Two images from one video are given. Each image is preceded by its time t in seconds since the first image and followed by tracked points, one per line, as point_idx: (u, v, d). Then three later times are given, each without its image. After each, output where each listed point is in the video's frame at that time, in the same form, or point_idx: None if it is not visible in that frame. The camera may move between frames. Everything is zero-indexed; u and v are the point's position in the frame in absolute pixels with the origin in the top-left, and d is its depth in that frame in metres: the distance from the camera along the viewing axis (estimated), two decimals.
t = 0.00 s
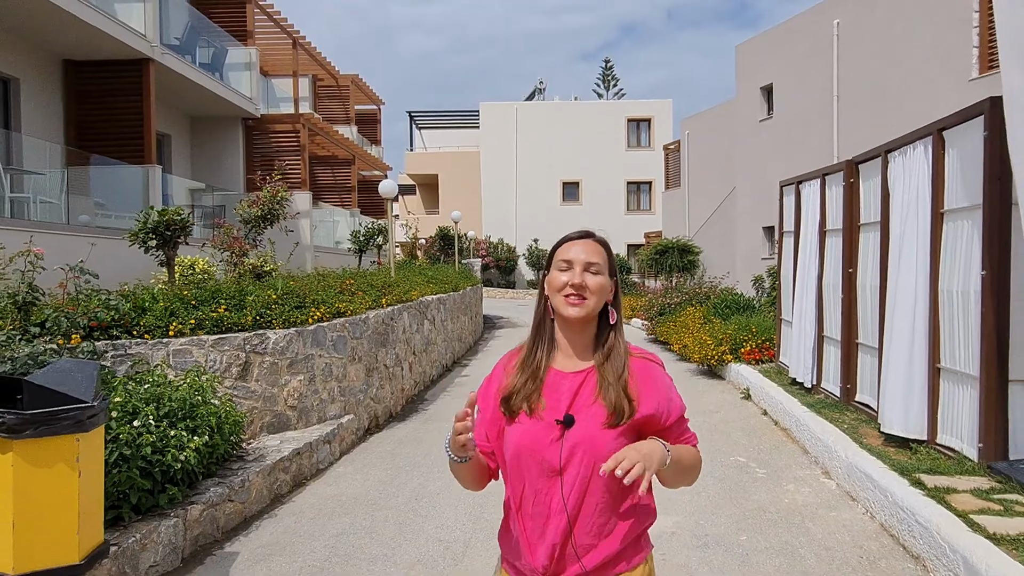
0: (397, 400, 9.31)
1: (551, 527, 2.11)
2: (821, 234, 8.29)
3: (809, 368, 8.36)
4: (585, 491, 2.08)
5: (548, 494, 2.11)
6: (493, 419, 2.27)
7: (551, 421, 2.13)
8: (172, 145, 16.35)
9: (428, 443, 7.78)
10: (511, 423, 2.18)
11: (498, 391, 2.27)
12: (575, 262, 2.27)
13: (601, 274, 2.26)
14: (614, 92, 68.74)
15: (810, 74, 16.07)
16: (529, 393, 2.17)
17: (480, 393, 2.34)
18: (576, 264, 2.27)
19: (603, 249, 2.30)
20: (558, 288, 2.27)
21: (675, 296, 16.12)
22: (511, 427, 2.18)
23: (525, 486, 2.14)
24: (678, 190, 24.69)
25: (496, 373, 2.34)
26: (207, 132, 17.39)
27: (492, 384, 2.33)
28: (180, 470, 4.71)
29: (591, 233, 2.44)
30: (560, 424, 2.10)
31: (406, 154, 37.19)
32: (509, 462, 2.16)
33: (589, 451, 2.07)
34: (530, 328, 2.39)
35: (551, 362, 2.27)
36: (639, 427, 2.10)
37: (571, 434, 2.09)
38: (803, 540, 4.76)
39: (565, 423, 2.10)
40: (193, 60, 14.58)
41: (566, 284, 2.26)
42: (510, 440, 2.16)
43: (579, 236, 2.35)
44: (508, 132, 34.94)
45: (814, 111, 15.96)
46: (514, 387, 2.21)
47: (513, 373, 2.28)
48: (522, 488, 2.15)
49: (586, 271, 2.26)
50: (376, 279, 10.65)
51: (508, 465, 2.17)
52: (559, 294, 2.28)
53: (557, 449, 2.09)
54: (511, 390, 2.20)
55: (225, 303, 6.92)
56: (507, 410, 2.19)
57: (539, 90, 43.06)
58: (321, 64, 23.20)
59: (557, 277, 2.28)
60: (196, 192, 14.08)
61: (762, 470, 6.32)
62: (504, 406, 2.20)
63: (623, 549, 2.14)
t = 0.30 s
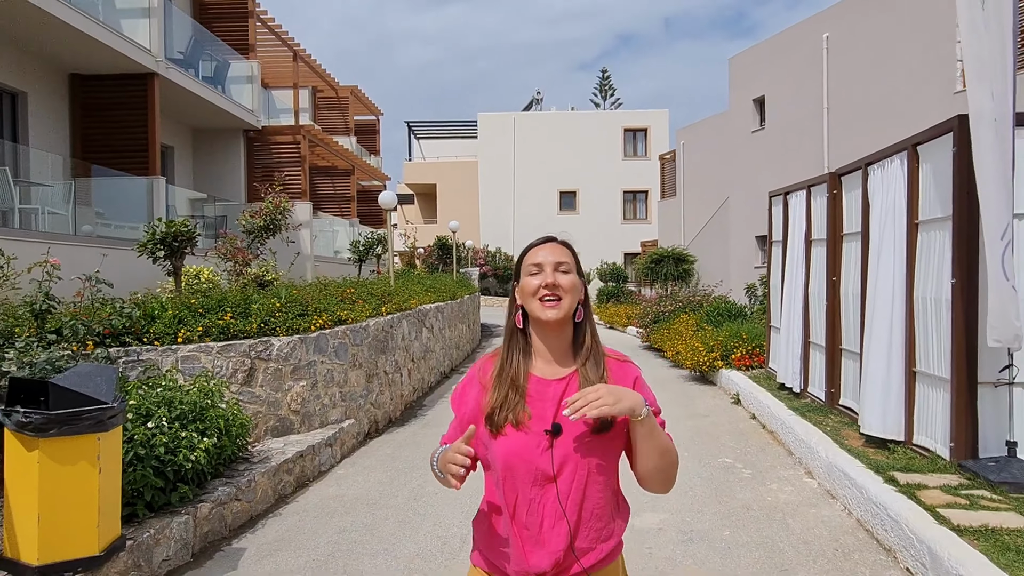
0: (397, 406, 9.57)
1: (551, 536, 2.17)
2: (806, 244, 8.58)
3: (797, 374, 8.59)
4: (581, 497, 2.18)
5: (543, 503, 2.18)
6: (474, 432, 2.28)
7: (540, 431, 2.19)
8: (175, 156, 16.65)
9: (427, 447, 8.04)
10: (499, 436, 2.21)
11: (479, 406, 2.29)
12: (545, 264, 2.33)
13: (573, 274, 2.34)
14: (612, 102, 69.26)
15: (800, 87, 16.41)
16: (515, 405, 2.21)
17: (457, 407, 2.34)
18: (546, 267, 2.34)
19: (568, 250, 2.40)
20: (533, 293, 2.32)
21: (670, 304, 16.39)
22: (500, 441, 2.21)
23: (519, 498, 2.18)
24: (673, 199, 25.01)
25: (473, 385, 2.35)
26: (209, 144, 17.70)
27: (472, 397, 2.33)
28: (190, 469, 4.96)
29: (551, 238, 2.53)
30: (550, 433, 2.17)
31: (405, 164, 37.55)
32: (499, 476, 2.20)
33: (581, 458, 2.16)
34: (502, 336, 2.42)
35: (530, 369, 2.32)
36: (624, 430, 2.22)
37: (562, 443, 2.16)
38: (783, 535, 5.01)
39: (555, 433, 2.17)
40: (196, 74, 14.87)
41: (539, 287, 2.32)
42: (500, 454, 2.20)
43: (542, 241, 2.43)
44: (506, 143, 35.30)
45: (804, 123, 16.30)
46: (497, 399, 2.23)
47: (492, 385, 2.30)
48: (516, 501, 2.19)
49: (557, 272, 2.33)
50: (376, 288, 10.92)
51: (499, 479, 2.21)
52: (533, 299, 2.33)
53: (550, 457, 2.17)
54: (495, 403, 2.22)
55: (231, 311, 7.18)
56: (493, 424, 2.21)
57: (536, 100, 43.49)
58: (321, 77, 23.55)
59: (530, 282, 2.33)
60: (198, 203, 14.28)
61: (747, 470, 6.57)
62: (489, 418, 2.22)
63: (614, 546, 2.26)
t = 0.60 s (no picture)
0: (394, 414, 9.77)
1: (527, 557, 2.16)
2: (794, 259, 8.84)
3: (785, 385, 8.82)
4: (555, 515, 2.18)
5: (518, 524, 2.18)
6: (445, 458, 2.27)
7: (511, 451, 2.21)
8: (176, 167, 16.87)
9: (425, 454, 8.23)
10: (471, 459, 2.22)
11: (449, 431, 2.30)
12: (506, 291, 2.34)
13: (534, 298, 2.36)
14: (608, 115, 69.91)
15: (791, 104, 16.74)
16: (485, 428, 2.22)
17: (429, 433, 2.34)
18: (507, 293, 2.35)
19: (528, 274, 2.41)
20: (496, 319, 2.33)
21: (663, 316, 16.64)
22: (471, 464, 2.22)
23: (494, 520, 2.19)
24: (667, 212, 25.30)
25: (442, 410, 2.36)
26: (209, 155, 17.94)
27: (441, 423, 2.34)
28: (198, 471, 5.16)
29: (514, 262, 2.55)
30: (521, 453, 2.19)
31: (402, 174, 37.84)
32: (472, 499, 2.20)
33: (553, 477, 2.17)
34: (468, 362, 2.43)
35: (498, 392, 2.33)
36: (597, 446, 2.25)
37: (534, 462, 2.18)
38: (766, 538, 5.23)
39: (526, 452, 2.19)
40: (198, 86, 15.13)
41: (501, 313, 2.33)
42: (472, 476, 2.21)
43: (503, 266, 2.45)
44: (502, 154, 35.63)
45: (795, 139, 16.61)
46: (468, 422, 2.24)
47: (461, 410, 2.31)
48: (490, 523, 2.19)
49: (518, 297, 2.34)
50: (374, 298, 11.14)
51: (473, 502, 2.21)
52: (497, 325, 2.34)
53: (523, 477, 2.18)
54: (464, 426, 2.24)
55: (234, 320, 7.41)
56: (463, 448, 2.23)
57: (532, 113, 43.91)
58: (320, 89, 23.85)
59: (492, 308, 2.34)
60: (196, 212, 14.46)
61: (734, 478, 6.79)
62: (461, 442, 2.24)
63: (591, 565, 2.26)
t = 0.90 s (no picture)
0: (403, 415, 10.03)
1: (518, 547, 2.16)
2: (793, 267, 9.11)
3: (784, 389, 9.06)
4: (548, 508, 2.16)
5: (511, 516, 2.18)
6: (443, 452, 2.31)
7: (507, 445, 2.21)
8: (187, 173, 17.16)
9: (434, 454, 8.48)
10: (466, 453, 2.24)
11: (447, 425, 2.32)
12: (510, 294, 2.34)
13: (536, 300, 2.36)
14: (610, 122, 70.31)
15: (792, 114, 17.02)
16: (481, 423, 2.24)
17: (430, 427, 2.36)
18: (511, 296, 2.34)
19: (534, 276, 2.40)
20: (500, 320, 2.34)
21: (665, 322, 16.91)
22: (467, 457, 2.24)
23: (488, 511, 2.19)
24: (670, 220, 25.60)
25: (442, 405, 2.39)
26: (219, 162, 18.25)
27: (441, 417, 2.36)
28: (224, 465, 5.41)
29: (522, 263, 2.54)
30: (516, 447, 2.19)
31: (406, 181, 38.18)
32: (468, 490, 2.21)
33: (547, 469, 2.16)
34: (469, 359, 2.45)
35: (497, 389, 2.35)
36: (596, 439, 2.22)
37: (528, 455, 2.18)
38: (765, 534, 5.48)
39: (521, 445, 2.19)
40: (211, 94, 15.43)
41: (505, 316, 2.34)
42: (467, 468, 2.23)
43: (509, 265, 2.44)
44: (505, 162, 35.96)
45: (796, 149, 16.89)
46: (465, 418, 2.27)
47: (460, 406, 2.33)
48: (484, 513, 2.20)
49: (522, 301, 2.34)
50: (383, 302, 11.41)
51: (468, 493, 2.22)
52: (500, 326, 2.34)
53: (518, 470, 2.17)
54: (461, 421, 2.26)
55: (253, 322, 7.67)
56: (460, 443, 2.26)
57: (536, 120, 44.29)
58: (327, 96, 24.18)
59: (497, 310, 2.35)
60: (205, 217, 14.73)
61: (734, 478, 7.03)
62: (457, 438, 2.26)
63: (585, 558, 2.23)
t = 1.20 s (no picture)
0: (420, 421, 10.25)
1: (558, 558, 2.28)
2: (802, 277, 9.34)
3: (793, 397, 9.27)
4: (588, 521, 2.28)
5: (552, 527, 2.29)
6: (484, 462, 2.42)
7: (548, 459, 2.33)
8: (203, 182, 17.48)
9: (452, 458, 8.70)
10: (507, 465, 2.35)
11: (486, 437, 2.43)
12: (563, 311, 2.46)
13: (584, 319, 2.49)
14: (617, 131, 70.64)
15: (799, 126, 17.26)
16: (522, 436, 2.36)
17: (469, 437, 2.47)
18: (563, 314, 2.47)
19: (583, 294, 2.52)
20: (551, 337, 2.46)
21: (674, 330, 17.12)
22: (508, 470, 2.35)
23: (529, 523, 2.31)
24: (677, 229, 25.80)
25: (482, 414, 2.49)
26: (235, 172, 18.60)
27: (481, 426, 2.47)
28: (259, 466, 5.67)
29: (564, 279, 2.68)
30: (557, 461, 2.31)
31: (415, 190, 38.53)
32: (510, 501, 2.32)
33: (588, 482, 2.28)
34: (509, 369, 2.56)
35: (537, 403, 2.46)
36: (633, 455, 2.37)
37: (569, 469, 2.30)
38: (778, 534, 5.70)
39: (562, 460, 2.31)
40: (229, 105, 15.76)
41: (556, 332, 2.47)
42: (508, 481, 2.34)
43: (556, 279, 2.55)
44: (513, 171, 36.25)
45: (803, 160, 17.11)
46: (505, 430, 2.38)
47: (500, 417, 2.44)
48: (525, 524, 2.31)
49: (573, 320, 2.48)
50: (400, 310, 11.67)
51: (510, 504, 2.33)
52: (551, 343, 2.47)
53: (559, 483, 2.30)
54: (503, 433, 2.37)
55: (279, 328, 7.93)
56: (501, 454, 2.37)
57: (543, 130, 44.61)
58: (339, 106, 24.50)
59: (549, 326, 2.47)
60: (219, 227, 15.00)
61: (746, 482, 7.25)
62: (498, 449, 2.38)
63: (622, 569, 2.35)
